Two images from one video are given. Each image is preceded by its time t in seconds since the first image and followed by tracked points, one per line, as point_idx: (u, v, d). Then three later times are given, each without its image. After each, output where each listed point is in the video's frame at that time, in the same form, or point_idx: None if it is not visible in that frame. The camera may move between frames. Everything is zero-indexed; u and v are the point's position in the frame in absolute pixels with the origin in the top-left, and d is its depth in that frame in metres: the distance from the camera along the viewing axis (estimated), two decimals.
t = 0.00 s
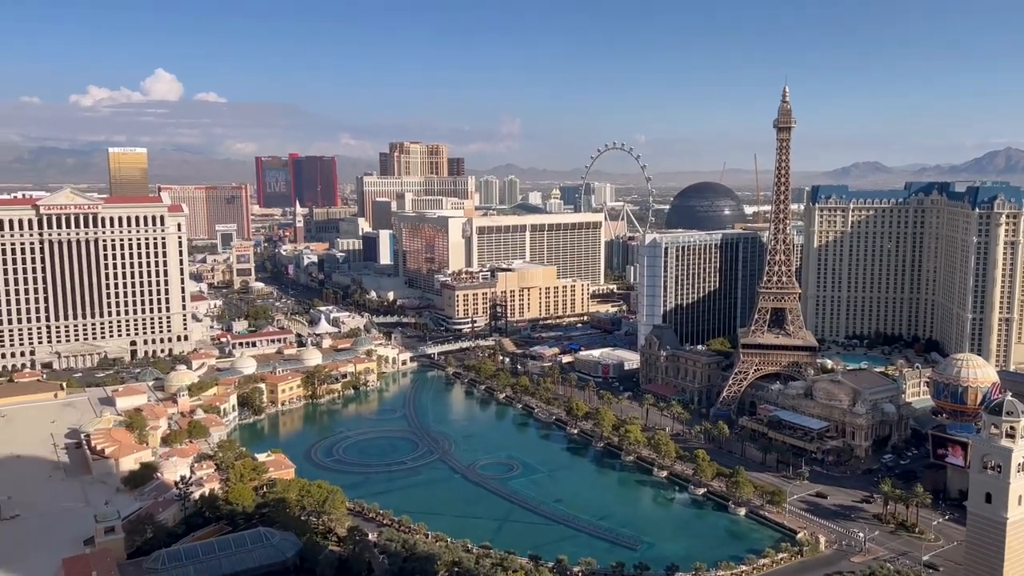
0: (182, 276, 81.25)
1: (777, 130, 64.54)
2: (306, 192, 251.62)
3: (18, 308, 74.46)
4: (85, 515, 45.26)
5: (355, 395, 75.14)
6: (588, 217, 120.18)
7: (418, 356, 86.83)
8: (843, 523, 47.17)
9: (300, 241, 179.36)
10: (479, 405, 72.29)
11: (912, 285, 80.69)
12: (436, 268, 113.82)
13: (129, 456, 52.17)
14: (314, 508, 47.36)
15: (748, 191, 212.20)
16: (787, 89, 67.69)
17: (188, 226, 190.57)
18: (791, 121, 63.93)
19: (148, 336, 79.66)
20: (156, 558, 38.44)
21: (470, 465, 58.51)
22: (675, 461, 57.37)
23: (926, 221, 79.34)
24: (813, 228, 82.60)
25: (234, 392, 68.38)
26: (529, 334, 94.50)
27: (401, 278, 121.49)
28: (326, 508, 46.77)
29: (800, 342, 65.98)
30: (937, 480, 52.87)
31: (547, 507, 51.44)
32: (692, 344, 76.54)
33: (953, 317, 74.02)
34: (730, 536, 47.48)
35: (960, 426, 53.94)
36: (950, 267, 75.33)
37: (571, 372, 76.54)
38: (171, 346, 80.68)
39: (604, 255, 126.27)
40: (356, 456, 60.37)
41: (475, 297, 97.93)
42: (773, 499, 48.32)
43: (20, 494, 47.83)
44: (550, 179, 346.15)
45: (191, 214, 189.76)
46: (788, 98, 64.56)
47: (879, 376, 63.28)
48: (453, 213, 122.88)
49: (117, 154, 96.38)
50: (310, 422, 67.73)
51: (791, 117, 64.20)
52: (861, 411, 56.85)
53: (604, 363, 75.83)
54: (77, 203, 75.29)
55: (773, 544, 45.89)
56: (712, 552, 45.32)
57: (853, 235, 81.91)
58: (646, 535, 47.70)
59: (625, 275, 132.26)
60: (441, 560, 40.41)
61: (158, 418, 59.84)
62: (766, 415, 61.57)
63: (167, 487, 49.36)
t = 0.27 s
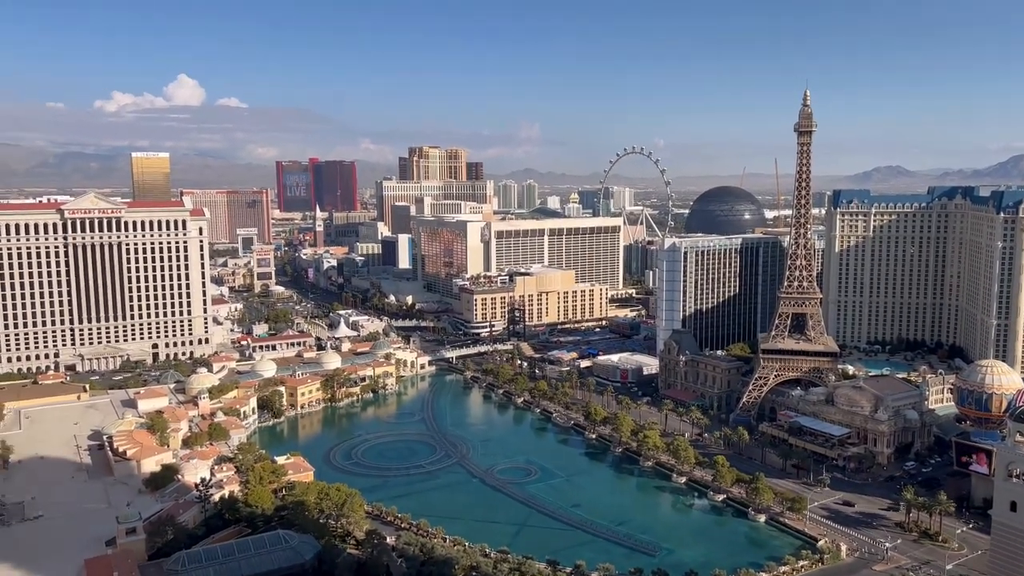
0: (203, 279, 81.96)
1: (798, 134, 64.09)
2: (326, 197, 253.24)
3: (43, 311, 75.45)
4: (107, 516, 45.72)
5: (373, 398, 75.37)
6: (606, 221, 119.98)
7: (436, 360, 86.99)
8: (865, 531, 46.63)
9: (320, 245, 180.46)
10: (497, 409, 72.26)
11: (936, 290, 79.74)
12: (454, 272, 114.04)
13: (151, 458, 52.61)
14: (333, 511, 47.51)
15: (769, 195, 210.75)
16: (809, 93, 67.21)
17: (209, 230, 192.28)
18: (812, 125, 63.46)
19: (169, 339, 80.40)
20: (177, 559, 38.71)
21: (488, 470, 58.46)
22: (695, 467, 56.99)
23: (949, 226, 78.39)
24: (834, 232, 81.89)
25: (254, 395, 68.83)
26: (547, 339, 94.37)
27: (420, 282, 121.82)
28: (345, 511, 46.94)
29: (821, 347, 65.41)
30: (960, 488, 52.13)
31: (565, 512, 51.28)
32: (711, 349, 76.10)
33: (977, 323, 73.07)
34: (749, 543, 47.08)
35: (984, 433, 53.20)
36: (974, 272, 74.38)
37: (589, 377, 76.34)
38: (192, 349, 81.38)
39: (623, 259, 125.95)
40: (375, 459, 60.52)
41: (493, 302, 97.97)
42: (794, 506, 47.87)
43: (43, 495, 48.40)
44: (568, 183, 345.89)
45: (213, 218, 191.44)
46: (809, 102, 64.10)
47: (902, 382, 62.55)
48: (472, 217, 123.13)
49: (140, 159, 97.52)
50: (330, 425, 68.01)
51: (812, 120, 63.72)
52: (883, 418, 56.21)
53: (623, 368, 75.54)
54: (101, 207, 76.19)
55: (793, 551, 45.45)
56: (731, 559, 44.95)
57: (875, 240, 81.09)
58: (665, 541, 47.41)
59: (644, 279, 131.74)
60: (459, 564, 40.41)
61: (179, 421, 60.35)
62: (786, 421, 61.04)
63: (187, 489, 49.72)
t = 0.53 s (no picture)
0: (227, 283, 82.78)
1: (822, 138, 63.60)
2: (348, 202, 255.03)
3: (71, 314, 76.58)
4: (132, 517, 46.25)
5: (394, 402, 75.67)
6: (627, 225, 119.71)
7: (457, 364, 87.17)
8: (889, 540, 46.03)
9: (342, 249, 181.70)
10: (517, 413, 72.25)
11: (962, 296, 78.66)
12: (475, 276, 114.31)
13: (175, 460, 53.15)
14: (354, 514, 47.74)
15: (792, 200, 209.12)
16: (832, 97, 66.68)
17: (233, 234, 194.33)
18: (836, 129, 62.95)
19: (194, 342, 81.28)
20: (200, 561, 39.05)
21: (508, 474, 58.45)
22: (716, 474, 56.58)
23: (976, 231, 77.34)
24: (858, 237, 81.12)
25: (277, 398, 69.34)
26: (567, 343, 94.28)
27: (441, 287, 122.24)
28: (365, 514, 47.11)
29: (844, 353, 64.77)
30: (987, 497, 51.31)
31: (585, 518, 51.14)
32: (733, 355, 75.60)
33: (1005, 329, 71.96)
34: (772, 551, 46.66)
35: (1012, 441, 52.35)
36: (1002, 278, 73.27)
37: (610, 382, 76.14)
38: (216, 352, 82.24)
39: (644, 264, 125.54)
40: (396, 463, 60.72)
41: (513, 306, 98.06)
42: (817, 514, 47.38)
43: (70, 496, 49.08)
44: (589, 188, 345.33)
45: (237, 223, 193.49)
46: (833, 106, 63.58)
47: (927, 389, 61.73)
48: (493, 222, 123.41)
49: (166, 164, 98.79)
50: (351, 429, 68.35)
51: (836, 125, 63.21)
52: (908, 425, 55.51)
53: (644, 374, 75.25)
54: (128, 212, 77.20)
55: (816, 559, 44.98)
56: (753, 567, 44.59)
57: (900, 245, 80.18)
58: (686, 548, 47.13)
59: (666, 284, 131.22)
60: (479, 568, 40.45)
61: (203, 423, 60.96)
62: (809, 428, 60.45)
63: (211, 491, 50.17)
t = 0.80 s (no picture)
0: (254, 287, 83.62)
1: (849, 143, 62.96)
2: (373, 207, 256.73)
3: (101, 317, 77.73)
4: (158, 518, 46.75)
5: (418, 406, 75.90)
6: (651, 230, 119.19)
7: (480, 369, 87.27)
8: (918, 550, 45.27)
9: (366, 253, 182.87)
10: (540, 418, 72.14)
11: (993, 302, 77.35)
12: (498, 281, 114.46)
13: (201, 462, 53.69)
14: (377, 517, 47.88)
15: (819, 205, 207.13)
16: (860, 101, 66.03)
17: (259, 239, 196.38)
18: (863, 134, 62.30)
19: (220, 345, 82.21)
20: (226, 562, 39.37)
21: (531, 480, 58.33)
22: (741, 481, 56.06)
23: (1008, 236, 76.09)
24: (886, 242, 80.24)
25: (301, 401, 69.85)
26: (591, 349, 94.03)
27: (464, 291, 122.53)
28: (388, 518, 47.16)
29: (872, 360, 63.97)
30: (1020, 507, 50.31)
31: (608, 524, 50.87)
32: (758, 361, 74.96)
33: None
34: (798, 560, 46.10)
35: None
36: None
37: (634, 388, 75.80)
38: (242, 355, 83.14)
39: (668, 269, 125.00)
40: (419, 467, 60.85)
41: (537, 311, 98.04)
42: (844, 523, 46.73)
43: (98, 496, 49.73)
44: (613, 193, 344.44)
45: (263, 227, 195.52)
46: (861, 110, 62.93)
47: (957, 397, 60.71)
48: (516, 227, 123.55)
49: (194, 169, 100.05)
50: (374, 432, 68.64)
51: (862, 129, 62.56)
52: (937, 433, 54.63)
53: (668, 380, 74.82)
54: (156, 217, 78.18)
55: (843, 569, 44.36)
56: None
57: (929, 250, 79.15)
58: (710, 556, 46.71)
59: (690, 289, 130.53)
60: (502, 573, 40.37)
61: (228, 426, 61.58)
62: (836, 436, 59.71)
63: (236, 493, 50.61)
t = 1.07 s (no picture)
0: (281, 291, 84.41)
1: (878, 147, 62.23)
2: (398, 212, 258.27)
3: (131, 320, 78.88)
4: (186, 520, 47.27)
5: (442, 410, 76.08)
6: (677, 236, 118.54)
7: (504, 374, 87.26)
8: (949, 561, 44.47)
9: (391, 258, 183.92)
10: (564, 424, 71.96)
11: None
12: (523, 286, 114.48)
13: (228, 464, 54.23)
14: (401, 521, 47.98)
15: (847, 210, 204.72)
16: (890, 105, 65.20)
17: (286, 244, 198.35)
18: (893, 138, 61.52)
19: (248, 348, 83.11)
20: (252, 564, 39.68)
21: (555, 485, 58.18)
22: (768, 489, 55.46)
23: None
24: (917, 248, 79.13)
25: (327, 404, 70.30)
26: (615, 354, 93.68)
27: (489, 296, 122.72)
28: (413, 521, 47.26)
29: (902, 367, 63.06)
30: None
31: (633, 531, 50.57)
32: (786, 368, 74.22)
33: None
34: (825, 569, 45.49)
35: None
36: None
37: (659, 394, 75.37)
38: (269, 358, 83.99)
39: (693, 275, 124.25)
40: (443, 471, 60.96)
41: (561, 316, 97.91)
42: (872, 532, 46.04)
43: (127, 497, 50.41)
44: (638, 198, 342.98)
45: (290, 232, 197.47)
46: (891, 115, 62.16)
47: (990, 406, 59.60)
48: (541, 231, 123.54)
49: (223, 175, 101.20)
50: (399, 436, 68.90)
51: (893, 133, 61.78)
52: (969, 442, 53.68)
53: (693, 386, 74.29)
54: (186, 221, 79.18)
55: None
56: None
57: (960, 256, 77.89)
58: (736, 564, 46.26)
59: (716, 295, 129.59)
60: None
61: (255, 428, 62.18)
62: (864, 444, 58.88)
63: (262, 495, 51.04)
